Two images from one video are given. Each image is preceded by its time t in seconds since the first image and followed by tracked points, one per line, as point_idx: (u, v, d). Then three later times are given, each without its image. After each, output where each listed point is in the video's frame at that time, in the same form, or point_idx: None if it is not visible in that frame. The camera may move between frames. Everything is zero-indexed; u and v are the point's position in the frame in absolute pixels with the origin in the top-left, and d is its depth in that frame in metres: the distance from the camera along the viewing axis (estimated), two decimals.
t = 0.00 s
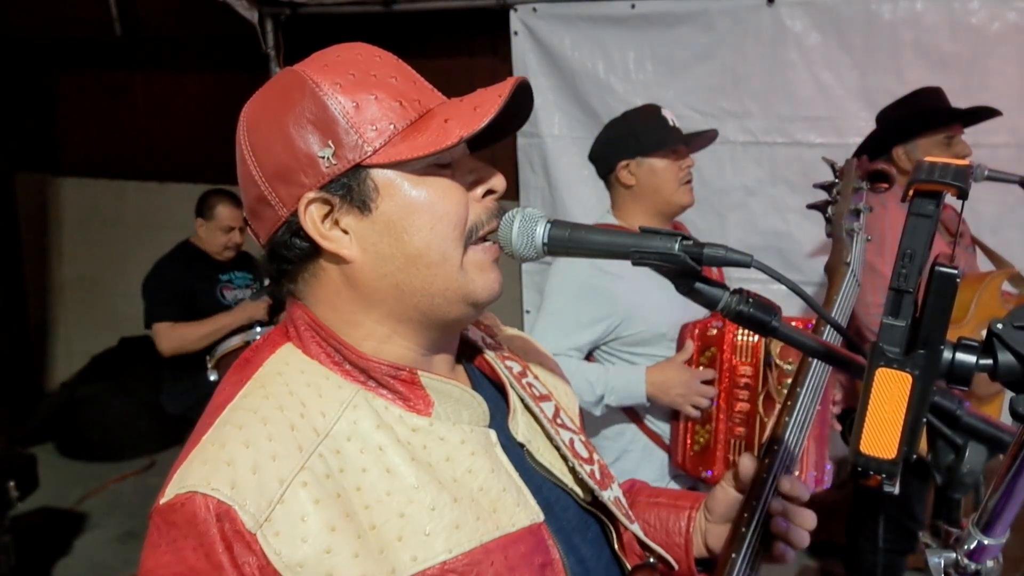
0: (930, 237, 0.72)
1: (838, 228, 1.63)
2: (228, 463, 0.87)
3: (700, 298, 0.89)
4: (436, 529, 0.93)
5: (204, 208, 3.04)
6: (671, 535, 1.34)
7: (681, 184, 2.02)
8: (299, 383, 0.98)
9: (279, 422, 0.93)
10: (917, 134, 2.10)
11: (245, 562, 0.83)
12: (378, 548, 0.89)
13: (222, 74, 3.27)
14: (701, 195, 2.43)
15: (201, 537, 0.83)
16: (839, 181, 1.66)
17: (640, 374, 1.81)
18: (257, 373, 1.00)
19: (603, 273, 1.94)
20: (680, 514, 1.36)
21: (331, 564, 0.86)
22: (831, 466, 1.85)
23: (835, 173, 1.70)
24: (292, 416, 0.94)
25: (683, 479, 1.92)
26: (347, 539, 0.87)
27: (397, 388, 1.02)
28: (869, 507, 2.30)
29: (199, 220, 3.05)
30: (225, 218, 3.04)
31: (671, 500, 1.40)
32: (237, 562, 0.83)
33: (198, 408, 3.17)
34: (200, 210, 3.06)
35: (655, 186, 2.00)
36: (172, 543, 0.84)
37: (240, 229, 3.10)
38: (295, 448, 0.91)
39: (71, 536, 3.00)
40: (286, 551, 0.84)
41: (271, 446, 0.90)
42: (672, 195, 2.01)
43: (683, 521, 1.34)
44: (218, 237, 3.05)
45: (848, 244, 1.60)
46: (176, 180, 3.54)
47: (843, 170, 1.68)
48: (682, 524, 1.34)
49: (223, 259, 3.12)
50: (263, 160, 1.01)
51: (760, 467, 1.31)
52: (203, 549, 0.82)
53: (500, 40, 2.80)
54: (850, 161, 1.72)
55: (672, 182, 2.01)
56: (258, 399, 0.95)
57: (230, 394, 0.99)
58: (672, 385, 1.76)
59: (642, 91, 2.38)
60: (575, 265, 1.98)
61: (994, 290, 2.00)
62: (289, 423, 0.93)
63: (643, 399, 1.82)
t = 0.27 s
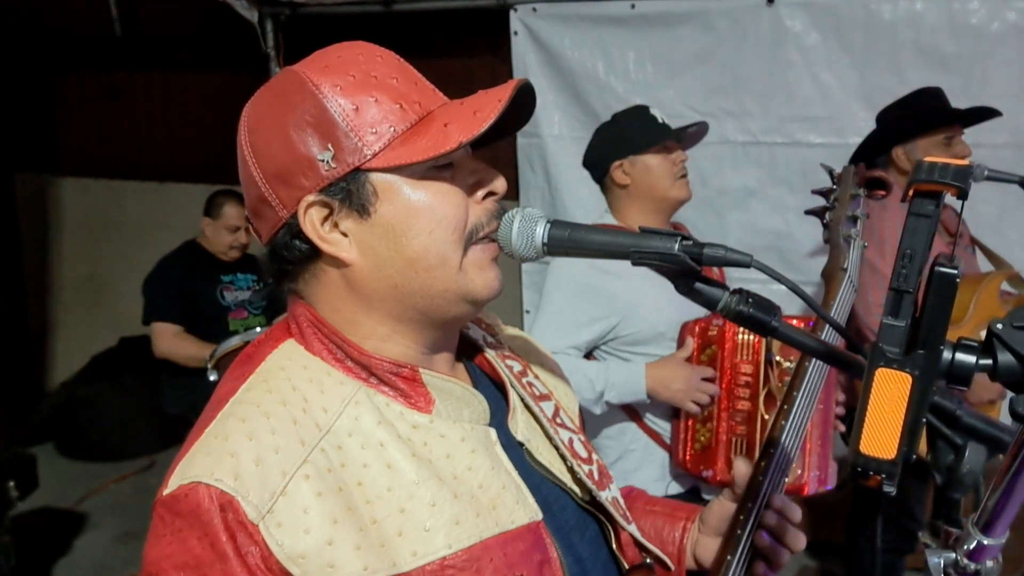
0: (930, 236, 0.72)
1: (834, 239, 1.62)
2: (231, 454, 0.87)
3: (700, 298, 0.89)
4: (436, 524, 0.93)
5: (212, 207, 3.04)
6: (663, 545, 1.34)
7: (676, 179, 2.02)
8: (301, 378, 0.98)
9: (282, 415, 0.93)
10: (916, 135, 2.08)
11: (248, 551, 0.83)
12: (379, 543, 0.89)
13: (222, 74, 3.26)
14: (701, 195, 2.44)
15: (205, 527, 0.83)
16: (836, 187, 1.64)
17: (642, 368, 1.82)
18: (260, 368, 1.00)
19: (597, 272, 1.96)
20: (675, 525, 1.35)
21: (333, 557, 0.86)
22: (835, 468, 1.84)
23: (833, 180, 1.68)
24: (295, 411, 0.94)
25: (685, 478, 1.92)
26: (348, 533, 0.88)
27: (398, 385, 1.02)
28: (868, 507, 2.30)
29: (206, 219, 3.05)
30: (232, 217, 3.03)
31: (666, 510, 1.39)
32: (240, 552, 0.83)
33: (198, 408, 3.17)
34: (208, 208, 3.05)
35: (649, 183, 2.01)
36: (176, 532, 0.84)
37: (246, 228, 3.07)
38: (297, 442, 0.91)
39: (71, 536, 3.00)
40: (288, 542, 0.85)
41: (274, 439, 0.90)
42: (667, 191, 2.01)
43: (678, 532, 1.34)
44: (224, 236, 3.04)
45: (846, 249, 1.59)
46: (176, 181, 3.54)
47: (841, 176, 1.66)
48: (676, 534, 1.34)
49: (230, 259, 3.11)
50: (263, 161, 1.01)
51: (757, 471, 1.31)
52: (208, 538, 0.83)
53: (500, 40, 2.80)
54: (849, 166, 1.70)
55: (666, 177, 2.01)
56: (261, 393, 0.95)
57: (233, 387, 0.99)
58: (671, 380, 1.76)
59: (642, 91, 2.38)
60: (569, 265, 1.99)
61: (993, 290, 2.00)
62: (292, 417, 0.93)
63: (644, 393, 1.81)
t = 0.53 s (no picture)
0: (929, 236, 0.72)
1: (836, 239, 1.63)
2: (233, 452, 0.87)
3: (700, 298, 0.89)
4: (436, 523, 0.93)
5: (216, 204, 3.02)
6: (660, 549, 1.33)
7: (669, 175, 2.02)
8: (302, 377, 0.98)
9: (283, 413, 0.93)
10: (916, 133, 2.08)
11: (248, 550, 0.83)
12: (379, 541, 0.89)
13: (222, 74, 3.26)
14: (701, 195, 2.44)
15: (206, 525, 0.83)
16: (838, 189, 1.64)
17: (644, 364, 1.82)
18: (262, 365, 1.00)
19: (596, 271, 1.96)
20: (671, 528, 1.34)
21: (333, 556, 0.86)
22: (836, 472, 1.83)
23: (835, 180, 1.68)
24: (296, 409, 0.94)
25: (684, 477, 1.92)
26: (348, 532, 0.88)
27: (400, 384, 1.02)
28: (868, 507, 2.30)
29: (212, 216, 3.02)
30: (236, 213, 3.01)
31: (662, 513, 1.38)
32: (241, 550, 0.83)
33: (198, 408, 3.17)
34: (212, 205, 3.03)
35: (643, 180, 2.00)
36: (177, 529, 0.84)
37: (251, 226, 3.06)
38: (298, 441, 0.91)
39: (70, 536, 3.00)
40: (288, 541, 0.85)
41: (275, 437, 0.90)
42: (661, 186, 2.00)
43: (674, 535, 1.33)
44: (230, 233, 3.03)
45: (847, 251, 1.59)
46: (176, 181, 3.54)
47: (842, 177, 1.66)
48: (672, 537, 1.33)
49: (234, 256, 3.10)
50: (260, 163, 1.01)
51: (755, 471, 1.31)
52: (208, 536, 0.83)
53: (500, 40, 2.80)
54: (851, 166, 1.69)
55: (659, 173, 2.01)
56: (262, 392, 0.95)
57: (236, 384, 0.99)
58: (675, 376, 1.76)
59: (642, 91, 2.38)
60: (568, 264, 1.99)
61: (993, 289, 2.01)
62: (293, 416, 0.93)
63: (647, 388, 1.81)
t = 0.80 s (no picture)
0: (928, 235, 0.72)
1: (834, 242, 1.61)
2: (226, 461, 0.87)
3: (700, 298, 0.89)
4: (431, 530, 0.93)
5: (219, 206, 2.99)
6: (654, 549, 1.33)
7: (669, 180, 2.02)
8: (297, 383, 0.98)
9: (277, 421, 0.93)
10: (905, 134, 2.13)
11: (243, 560, 0.83)
12: (374, 548, 0.90)
13: (222, 74, 3.26)
14: (701, 195, 2.44)
15: (199, 534, 0.83)
16: (836, 190, 1.64)
17: (647, 372, 1.81)
18: (256, 372, 1.00)
19: (596, 273, 1.95)
20: (664, 526, 1.34)
21: (327, 564, 0.86)
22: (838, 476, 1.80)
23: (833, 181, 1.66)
24: (291, 416, 0.94)
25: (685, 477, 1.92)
26: (344, 539, 0.88)
27: (395, 389, 1.02)
28: (868, 507, 2.30)
29: (216, 219, 3.03)
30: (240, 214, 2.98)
31: (657, 512, 1.38)
32: (235, 560, 0.83)
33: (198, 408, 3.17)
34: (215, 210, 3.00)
35: (642, 183, 2.00)
36: (171, 539, 0.84)
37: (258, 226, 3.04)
38: (293, 448, 0.91)
39: (70, 537, 3.00)
40: (282, 550, 0.85)
41: (269, 445, 0.90)
42: (660, 191, 2.00)
43: (668, 533, 1.33)
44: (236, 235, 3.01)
45: (844, 252, 1.60)
46: (176, 181, 3.54)
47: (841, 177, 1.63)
48: (666, 535, 1.33)
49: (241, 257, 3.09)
50: (238, 171, 1.01)
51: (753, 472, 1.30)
52: (202, 546, 0.83)
53: (500, 40, 2.80)
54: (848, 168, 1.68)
55: (658, 177, 2.00)
56: (257, 399, 0.95)
57: (229, 391, 0.99)
58: (680, 383, 1.76)
59: (642, 91, 2.38)
60: (568, 266, 1.98)
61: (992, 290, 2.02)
62: (288, 423, 0.93)
63: (651, 397, 1.81)
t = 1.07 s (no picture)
0: (929, 236, 0.72)
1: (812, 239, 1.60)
2: (197, 478, 0.89)
3: (701, 299, 0.89)
4: (411, 542, 0.96)
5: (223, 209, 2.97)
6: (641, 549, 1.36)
7: (669, 179, 2.02)
8: (269, 394, 1.00)
9: (249, 434, 0.95)
10: (895, 135, 2.15)
11: None
12: (353, 562, 0.92)
13: (222, 75, 3.26)
14: (701, 196, 2.44)
15: (169, 555, 0.84)
16: (812, 183, 1.65)
17: (648, 366, 1.81)
18: (228, 383, 1.02)
19: (598, 270, 1.95)
20: (650, 526, 1.37)
21: None
22: (837, 477, 1.80)
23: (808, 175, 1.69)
24: (264, 429, 0.96)
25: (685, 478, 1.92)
26: (320, 553, 0.90)
27: (372, 398, 1.05)
28: (868, 507, 2.30)
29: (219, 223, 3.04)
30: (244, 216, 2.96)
31: (642, 511, 1.41)
32: None
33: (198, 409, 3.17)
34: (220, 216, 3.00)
35: (643, 182, 2.00)
36: (140, 562, 0.85)
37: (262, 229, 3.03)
38: (266, 462, 0.93)
39: (70, 537, 3.00)
40: (258, 566, 0.87)
41: (241, 460, 0.92)
42: (661, 191, 2.01)
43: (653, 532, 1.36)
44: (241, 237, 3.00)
45: (823, 245, 1.59)
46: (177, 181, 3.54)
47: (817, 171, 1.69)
48: (651, 536, 1.36)
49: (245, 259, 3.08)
50: (222, 164, 1.02)
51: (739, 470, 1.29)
52: (172, 566, 0.84)
53: (500, 40, 2.80)
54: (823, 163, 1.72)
55: (659, 177, 2.00)
56: (228, 411, 0.97)
57: (198, 403, 1.01)
58: (682, 378, 1.76)
59: (642, 91, 2.38)
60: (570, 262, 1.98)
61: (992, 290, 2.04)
62: (260, 436, 0.95)
63: (654, 390, 1.81)
